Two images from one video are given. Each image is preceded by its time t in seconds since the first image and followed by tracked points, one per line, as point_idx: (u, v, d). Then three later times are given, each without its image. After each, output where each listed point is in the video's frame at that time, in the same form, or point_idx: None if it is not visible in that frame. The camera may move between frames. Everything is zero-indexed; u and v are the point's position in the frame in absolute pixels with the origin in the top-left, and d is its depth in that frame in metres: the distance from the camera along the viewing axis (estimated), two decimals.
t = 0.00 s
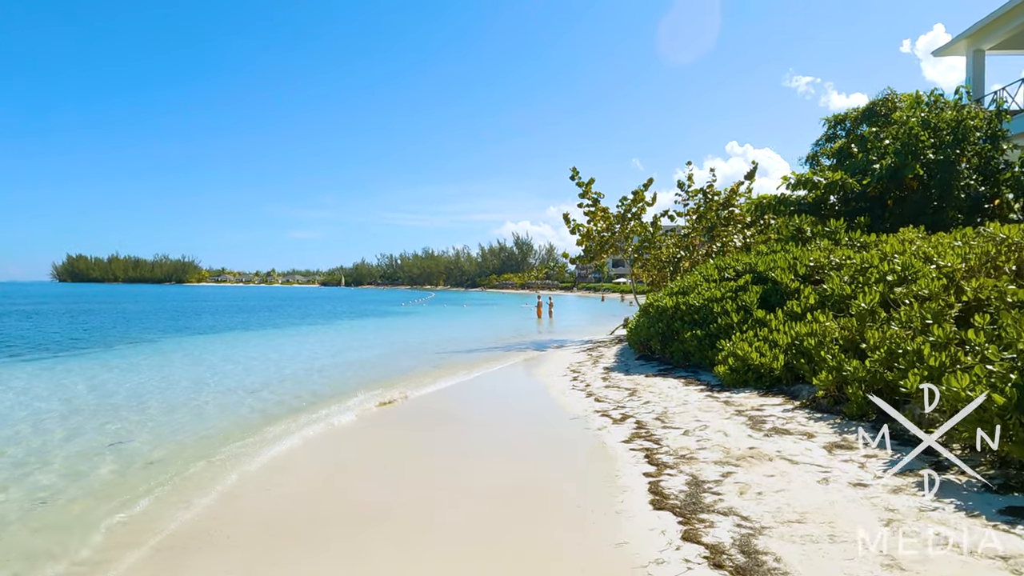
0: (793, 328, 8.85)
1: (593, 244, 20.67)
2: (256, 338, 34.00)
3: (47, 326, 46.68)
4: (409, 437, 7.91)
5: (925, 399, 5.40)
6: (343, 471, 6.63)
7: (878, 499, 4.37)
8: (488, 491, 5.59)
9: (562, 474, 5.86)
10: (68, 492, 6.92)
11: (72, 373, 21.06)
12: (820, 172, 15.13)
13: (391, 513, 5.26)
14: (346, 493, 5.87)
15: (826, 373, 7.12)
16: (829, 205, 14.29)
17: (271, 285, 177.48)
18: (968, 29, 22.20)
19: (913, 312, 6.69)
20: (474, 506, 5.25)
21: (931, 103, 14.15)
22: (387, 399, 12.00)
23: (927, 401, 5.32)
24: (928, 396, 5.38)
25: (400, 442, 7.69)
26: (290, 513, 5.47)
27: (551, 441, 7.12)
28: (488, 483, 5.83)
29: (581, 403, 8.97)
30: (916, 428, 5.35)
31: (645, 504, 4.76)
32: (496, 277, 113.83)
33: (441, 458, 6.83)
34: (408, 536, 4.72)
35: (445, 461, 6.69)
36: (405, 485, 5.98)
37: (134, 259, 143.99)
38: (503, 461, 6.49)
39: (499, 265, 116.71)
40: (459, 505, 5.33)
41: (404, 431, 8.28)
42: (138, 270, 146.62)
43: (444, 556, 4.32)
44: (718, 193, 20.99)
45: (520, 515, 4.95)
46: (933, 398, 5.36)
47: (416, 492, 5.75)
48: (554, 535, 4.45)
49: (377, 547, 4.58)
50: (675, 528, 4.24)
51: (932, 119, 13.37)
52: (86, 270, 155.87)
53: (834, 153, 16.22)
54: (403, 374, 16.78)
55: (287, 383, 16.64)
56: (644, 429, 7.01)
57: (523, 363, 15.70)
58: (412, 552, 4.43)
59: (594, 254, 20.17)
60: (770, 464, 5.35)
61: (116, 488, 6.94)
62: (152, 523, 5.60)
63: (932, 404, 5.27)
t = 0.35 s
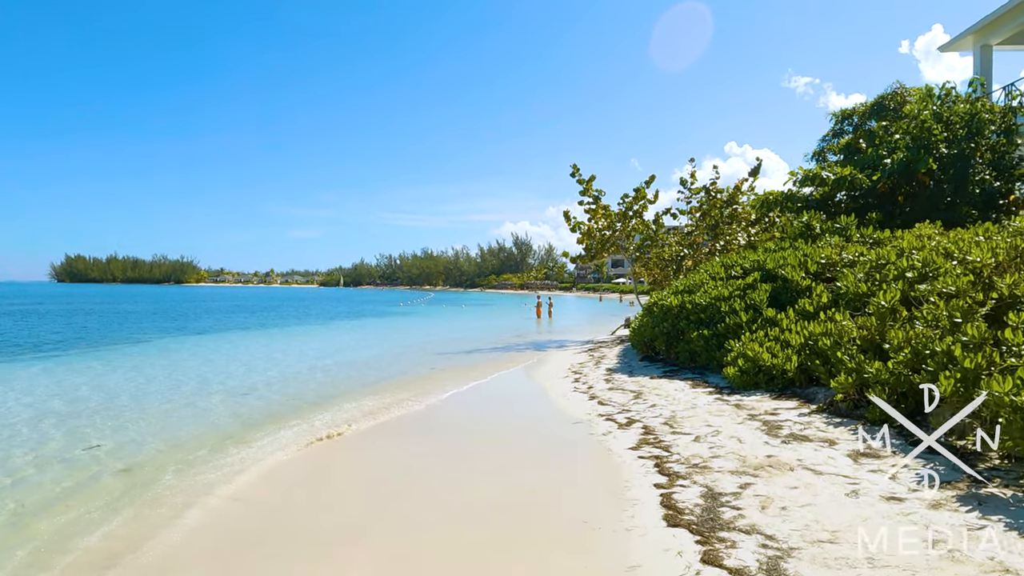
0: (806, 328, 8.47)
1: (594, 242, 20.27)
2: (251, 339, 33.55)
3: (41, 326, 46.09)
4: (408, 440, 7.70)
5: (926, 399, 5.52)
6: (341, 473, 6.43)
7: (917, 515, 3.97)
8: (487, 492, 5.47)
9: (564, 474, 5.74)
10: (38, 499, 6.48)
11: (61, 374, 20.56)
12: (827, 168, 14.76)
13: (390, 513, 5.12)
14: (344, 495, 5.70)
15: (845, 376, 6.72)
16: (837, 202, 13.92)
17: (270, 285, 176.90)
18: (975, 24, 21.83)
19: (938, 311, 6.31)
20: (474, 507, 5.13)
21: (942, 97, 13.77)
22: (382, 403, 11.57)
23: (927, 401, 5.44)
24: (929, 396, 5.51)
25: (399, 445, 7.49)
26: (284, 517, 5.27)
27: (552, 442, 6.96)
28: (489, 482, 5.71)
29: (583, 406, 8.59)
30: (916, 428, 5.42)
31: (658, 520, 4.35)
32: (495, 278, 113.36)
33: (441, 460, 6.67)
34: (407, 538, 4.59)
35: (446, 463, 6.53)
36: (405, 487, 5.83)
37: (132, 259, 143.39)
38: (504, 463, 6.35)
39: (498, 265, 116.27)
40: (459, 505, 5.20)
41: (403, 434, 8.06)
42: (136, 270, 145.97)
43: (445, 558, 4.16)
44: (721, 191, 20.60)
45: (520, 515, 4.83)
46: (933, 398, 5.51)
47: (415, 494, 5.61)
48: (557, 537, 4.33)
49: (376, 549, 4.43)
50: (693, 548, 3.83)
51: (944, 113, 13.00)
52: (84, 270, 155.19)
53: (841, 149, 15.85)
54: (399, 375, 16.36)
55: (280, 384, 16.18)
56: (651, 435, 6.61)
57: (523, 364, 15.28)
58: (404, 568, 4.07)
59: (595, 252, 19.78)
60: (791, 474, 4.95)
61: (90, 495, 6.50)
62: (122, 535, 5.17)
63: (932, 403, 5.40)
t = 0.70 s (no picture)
0: (821, 334, 8.06)
1: (595, 242, 19.85)
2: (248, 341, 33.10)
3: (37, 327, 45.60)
4: (405, 450, 7.42)
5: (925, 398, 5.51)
6: (337, 484, 6.20)
7: (966, 550, 3.55)
8: (490, 500, 5.37)
9: (567, 483, 5.63)
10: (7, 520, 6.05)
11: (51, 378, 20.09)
12: (835, 166, 14.36)
13: (391, 524, 4.98)
14: (339, 508, 5.47)
15: (867, 386, 6.33)
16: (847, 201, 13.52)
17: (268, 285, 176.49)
18: (983, 20, 21.42)
19: (969, 318, 5.91)
20: (479, 516, 5.01)
21: (955, 92, 13.35)
22: (378, 413, 11.13)
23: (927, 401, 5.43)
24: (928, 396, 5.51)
25: (397, 453, 7.23)
26: (278, 532, 5.03)
27: (555, 449, 6.82)
28: (490, 491, 5.58)
29: (587, 416, 8.18)
30: (916, 427, 5.44)
31: (675, 554, 3.93)
32: (494, 278, 112.87)
33: (442, 468, 6.50)
34: (411, 549, 4.46)
35: (445, 472, 6.37)
36: (403, 496, 5.66)
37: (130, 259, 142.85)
38: (504, 471, 6.22)
39: (498, 265, 115.79)
40: (462, 514, 5.08)
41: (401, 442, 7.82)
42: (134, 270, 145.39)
43: None
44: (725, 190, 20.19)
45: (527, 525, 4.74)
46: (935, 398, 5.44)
47: (416, 503, 5.46)
48: (566, 549, 4.24)
49: (379, 560, 4.31)
50: None
51: (957, 109, 12.59)
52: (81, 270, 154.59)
53: (849, 147, 15.45)
54: (396, 379, 15.93)
55: (274, 389, 15.74)
56: (662, 450, 6.19)
57: (524, 369, 14.85)
58: None
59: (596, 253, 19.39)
60: (817, 498, 4.53)
61: (61, 517, 6.07)
62: (86, 568, 4.71)
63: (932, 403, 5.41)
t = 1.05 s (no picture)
0: (837, 334, 7.65)
1: (595, 241, 19.43)
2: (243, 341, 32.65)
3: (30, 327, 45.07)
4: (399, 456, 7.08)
5: (925, 399, 5.43)
6: (331, 493, 5.91)
7: None
8: (490, 503, 5.20)
9: (568, 484, 5.47)
10: None
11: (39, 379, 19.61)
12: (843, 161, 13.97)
13: (387, 529, 4.78)
14: (331, 518, 5.18)
15: (890, 389, 5.94)
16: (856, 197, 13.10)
17: (266, 285, 175.95)
18: (991, 15, 21.01)
19: (1001, 317, 5.52)
20: (478, 519, 4.84)
21: (969, 85, 12.92)
22: (371, 416, 10.67)
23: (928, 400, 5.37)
24: (929, 396, 5.43)
25: (391, 460, 6.91)
26: (265, 545, 4.73)
27: (555, 450, 6.63)
28: (495, 493, 5.45)
29: (591, 420, 7.78)
30: (917, 428, 5.42)
31: None
32: (492, 278, 112.42)
33: (439, 472, 6.28)
34: (410, 554, 4.28)
35: (444, 474, 6.21)
36: (400, 501, 5.46)
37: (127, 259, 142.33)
38: (502, 473, 6.03)
39: (496, 265, 115.40)
40: (461, 517, 4.90)
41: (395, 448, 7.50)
42: (131, 270, 144.79)
43: None
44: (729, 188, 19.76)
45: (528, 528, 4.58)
46: (934, 398, 5.38)
47: (413, 507, 5.27)
48: (571, 551, 4.08)
49: (381, 564, 4.16)
50: None
51: (972, 102, 12.17)
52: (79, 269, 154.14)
53: (857, 143, 15.04)
54: (392, 380, 15.50)
55: (265, 390, 15.25)
56: (672, 458, 5.77)
57: (523, 370, 14.41)
58: None
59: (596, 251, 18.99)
60: (846, 514, 4.11)
61: (27, 532, 5.62)
62: None
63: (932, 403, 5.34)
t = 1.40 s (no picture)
0: (852, 338, 7.27)
1: (594, 240, 19.04)
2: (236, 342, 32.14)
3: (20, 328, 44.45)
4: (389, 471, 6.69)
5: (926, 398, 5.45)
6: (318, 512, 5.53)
7: None
8: (484, 508, 5.19)
9: (560, 488, 5.46)
10: None
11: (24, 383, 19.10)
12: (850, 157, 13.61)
13: (383, 539, 4.73)
14: (320, 538, 4.87)
15: (915, 398, 5.56)
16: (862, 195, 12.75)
17: (262, 285, 175.21)
18: (997, 10, 20.64)
19: None
20: (474, 526, 4.82)
21: (980, 80, 12.54)
22: (363, 424, 10.23)
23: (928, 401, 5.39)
24: (929, 396, 5.43)
25: (383, 473, 6.55)
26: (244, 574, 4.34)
27: (548, 455, 6.60)
28: (498, 498, 5.42)
29: (593, 430, 7.39)
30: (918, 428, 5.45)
31: None
32: (489, 278, 111.94)
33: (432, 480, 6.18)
34: (409, 562, 4.25)
35: (448, 480, 6.16)
36: (403, 509, 5.39)
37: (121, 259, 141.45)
38: (494, 480, 5.99)
39: (493, 264, 114.90)
40: (457, 524, 4.88)
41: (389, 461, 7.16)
42: (125, 270, 143.85)
43: None
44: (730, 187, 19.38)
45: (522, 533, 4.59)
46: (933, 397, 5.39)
47: (410, 515, 5.22)
48: (564, 556, 4.09)
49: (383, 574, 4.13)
50: None
51: (984, 97, 11.79)
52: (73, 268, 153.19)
53: (863, 140, 14.68)
54: (386, 383, 15.08)
55: (255, 395, 14.78)
56: (683, 472, 5.36)
57: (521, 374, 14.00)
58: None
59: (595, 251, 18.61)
60: (881, 542, 3.71)
61: None
62: None
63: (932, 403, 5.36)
